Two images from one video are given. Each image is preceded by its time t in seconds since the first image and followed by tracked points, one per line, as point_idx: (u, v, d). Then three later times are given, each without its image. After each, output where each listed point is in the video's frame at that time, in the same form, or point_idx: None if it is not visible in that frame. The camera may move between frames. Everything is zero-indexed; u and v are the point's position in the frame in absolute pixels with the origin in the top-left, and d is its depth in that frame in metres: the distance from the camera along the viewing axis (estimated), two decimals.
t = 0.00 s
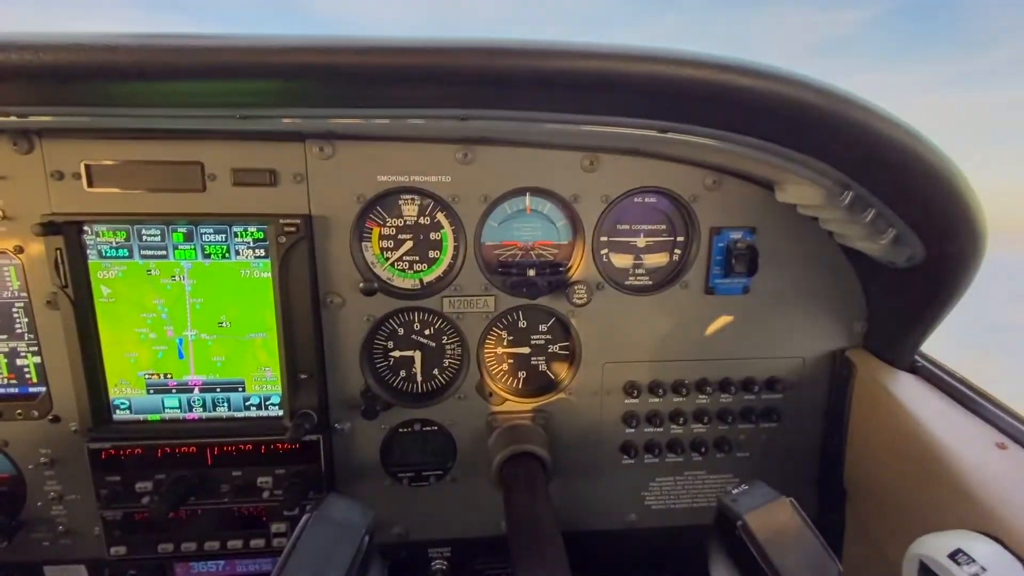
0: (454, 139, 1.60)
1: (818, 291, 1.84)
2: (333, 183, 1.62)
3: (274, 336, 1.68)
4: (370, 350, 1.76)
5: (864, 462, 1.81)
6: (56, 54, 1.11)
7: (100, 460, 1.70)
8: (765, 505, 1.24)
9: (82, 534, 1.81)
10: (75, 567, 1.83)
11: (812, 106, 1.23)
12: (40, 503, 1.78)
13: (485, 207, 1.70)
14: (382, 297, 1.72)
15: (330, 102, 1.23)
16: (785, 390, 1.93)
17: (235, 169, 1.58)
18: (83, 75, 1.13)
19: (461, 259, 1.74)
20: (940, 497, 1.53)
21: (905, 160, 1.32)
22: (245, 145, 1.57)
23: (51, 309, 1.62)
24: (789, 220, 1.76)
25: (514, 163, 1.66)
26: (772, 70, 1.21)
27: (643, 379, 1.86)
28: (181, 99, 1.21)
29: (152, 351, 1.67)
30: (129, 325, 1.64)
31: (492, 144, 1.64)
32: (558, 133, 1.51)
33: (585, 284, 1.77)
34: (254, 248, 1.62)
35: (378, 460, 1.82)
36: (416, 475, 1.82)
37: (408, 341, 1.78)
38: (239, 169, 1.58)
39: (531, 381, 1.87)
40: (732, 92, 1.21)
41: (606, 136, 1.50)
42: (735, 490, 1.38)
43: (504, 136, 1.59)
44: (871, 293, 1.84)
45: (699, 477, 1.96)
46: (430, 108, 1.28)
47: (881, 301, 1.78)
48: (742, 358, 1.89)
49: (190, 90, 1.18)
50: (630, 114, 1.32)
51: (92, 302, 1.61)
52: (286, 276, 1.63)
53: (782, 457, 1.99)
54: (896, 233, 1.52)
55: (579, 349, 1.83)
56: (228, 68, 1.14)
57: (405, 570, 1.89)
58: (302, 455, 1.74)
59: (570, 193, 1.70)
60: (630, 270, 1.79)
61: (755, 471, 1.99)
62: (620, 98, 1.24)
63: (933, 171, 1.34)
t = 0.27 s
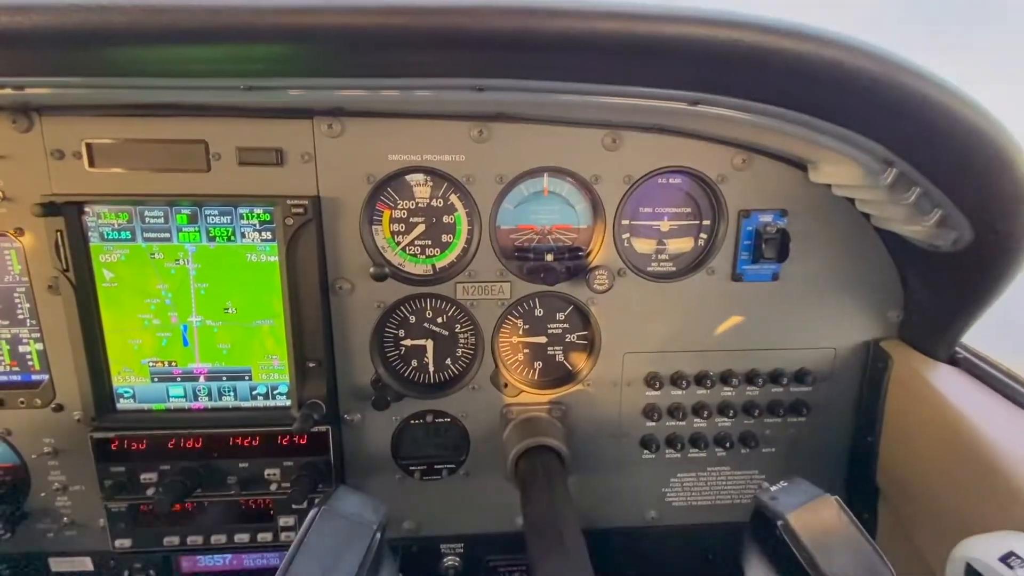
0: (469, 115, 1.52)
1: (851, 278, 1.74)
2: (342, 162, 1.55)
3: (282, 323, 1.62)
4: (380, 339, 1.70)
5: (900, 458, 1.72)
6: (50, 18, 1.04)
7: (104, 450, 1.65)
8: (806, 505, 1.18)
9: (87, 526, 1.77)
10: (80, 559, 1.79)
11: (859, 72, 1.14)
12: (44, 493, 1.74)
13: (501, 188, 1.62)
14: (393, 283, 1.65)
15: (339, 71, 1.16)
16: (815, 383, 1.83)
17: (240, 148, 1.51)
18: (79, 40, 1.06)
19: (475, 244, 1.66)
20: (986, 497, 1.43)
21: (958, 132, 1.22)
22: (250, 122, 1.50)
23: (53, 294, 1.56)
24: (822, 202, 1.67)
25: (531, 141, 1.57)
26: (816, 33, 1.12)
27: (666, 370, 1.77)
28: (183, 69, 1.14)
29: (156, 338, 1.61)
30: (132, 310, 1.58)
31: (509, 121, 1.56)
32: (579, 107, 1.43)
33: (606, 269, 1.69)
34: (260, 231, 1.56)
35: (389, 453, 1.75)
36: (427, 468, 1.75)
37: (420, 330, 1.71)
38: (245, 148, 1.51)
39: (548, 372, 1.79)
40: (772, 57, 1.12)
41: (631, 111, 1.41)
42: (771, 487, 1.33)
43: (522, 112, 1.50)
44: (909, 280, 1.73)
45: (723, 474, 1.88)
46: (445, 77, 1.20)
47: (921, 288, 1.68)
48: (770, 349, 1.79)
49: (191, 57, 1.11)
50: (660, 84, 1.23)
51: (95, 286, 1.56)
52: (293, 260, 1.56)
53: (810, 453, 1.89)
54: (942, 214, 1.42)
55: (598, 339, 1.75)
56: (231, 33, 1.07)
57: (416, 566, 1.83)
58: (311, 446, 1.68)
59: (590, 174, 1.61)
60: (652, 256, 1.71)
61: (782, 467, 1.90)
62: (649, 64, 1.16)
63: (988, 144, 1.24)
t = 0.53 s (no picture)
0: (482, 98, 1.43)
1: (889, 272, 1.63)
2: (347, 148, 1.46)
3: (284, 319, 1.54)
4: (388, 336, 1.61)
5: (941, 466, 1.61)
6: None
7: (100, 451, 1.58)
8: (855, 520, 1.19)
9: (85, 529, 1.70)
10: (77, 563, 1.73)
11: (914, 43, 1.03)
12: (40, 495, 1.68)
13: (516, 176, 1.52)
14: (401, 277, 1.56)
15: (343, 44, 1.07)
16: (848, 385, 1.72)
17: (240, 133, 1.43)
18: (63, 11, 0.98)
19: (487, 236, 1.56)
20: None
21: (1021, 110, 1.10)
22: (250, 106, 1.42)
23: (46, 287, 1.49)
24: (859, 191, 1.56)
25: (548, 126, 1.48)
26: None
27: (688, 370, 1.67)
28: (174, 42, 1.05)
29: (153, 334, 1.54)
30: (129, 305, 1.51)
31: (524, 104, 1.47)
32: (601, 88, 1.33)
33: (626, 263, 1.58)
34: (261, 222, 1.48)
35: (397, 456, 1.67)
36: (436, 472, 1.66)
37: (429, 327, 1.63)
38: (245, 133, 1.43)
39: (564, 372, 1.70)
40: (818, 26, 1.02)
41: (657, 91, 1.31)
42: (807, 496, 1.34)
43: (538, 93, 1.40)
44: (951, 275, 1.62)
45: (748, 480, 1.78)
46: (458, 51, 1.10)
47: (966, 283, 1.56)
48: (801, 348, 1.68)
49: (183, 30, 1.03)
50: (691, 59, 1.13)
51: (89, 280, 1.49)
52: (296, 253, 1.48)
53: (841, 459, 1.78)
54: (997, 202, 1.30)
55: (617, 337, 1.65)
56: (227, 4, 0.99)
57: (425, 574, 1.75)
58: (315, 448, 1.60)
59: (611, 161, 1.51)
60: (676, 249, 1.60)
61: (811, 473, 1.79)
62: (681, 36, 1.06)
63: None
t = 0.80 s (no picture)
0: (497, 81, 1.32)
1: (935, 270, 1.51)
2: (353, 136, 1.36)
3: (285, 319, 1.44)
4: (395, 337, 1.51)
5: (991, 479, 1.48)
6: None
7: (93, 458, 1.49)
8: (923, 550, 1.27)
9: (78, 538, 1.62)
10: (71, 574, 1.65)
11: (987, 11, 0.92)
12: (33, 502, 1.60)
13: (532, 166, 1.42)
14: (410, 275, 1.46)
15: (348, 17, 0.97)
16: (888, 391, 1.60)
17: (239, 121, 1.33)
18: None
19: (502, 231, 1.46)
20: None
21: None
22: (250, 91, 1.32)
23: (36, 285, 1.41)
24: (904, 182, 1.44)
25: (568, 111, 1.37)
26: None
27: (716, 375, 1.56)
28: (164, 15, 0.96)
29: (148, 335, 1.45)
30: (122, 304, 1.43)
31: (542, 88, 1.36)
32: (627, 69, 1.22)
33: (652, 260, 1.48)
34: (261, 215, 1.38)
35: (405, 464, 1.57)
36: (447, 482, 1.56)
37: (439, 327, 1.53)
38: (244, 121, 1.33)
39: (582, 376, 1.60)
40: None
41: (689, 72, 1.20)
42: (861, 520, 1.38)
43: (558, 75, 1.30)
44: (1003, 272, 1.50)
45: (778, 492, 1.66)
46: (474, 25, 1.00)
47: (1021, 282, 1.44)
48: (837, 352, 1.57)
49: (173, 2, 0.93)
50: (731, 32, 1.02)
51: (81, 277, 1.40)
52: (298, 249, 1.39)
53: (879, 470, 1.67)
54: None
55: (639, 339, 1.54)
56: None
57: None
58: (318, 456, 1.51)
59: (635, 149, 1.41)
60: (704, 245, 1.49)
61: (846, 485, 1.67)
62: (722, 5, 0.95)
63: None
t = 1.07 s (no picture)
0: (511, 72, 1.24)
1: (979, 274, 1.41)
2: (358, 131, 1.29)
3: (287, 324, 1.37)
4: (402, 343, 1.44)
5: None
6: None
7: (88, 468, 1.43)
8: None
9: (74, 550, 1.56)
10: None
11: None
12: (27, 513, 1.54)
13: (548, 163, 1.33)
14: (418, 277, 1.38)
15: None
16: (925, 403, 1.51)
17: (238, 115, 1.26)
18: None
19: (515, 231, 1.38)
20: None
21: None
22: (250, 83, 1.25)
23: (28, 287, 1.35)
24: (947, 180, 1.34)
25: (586, 104, 1.29)
26: None
27: (742, 385, 1.47)
28: None
29: (144, 340, 1.38)
30: (117, 308, 1.36)
31: (560, 79, 1.28)
32: (652, 56, 1.13)
33: (676, 263, 1.39)
34: (261, 215, 1.31)
35: (412, 477, 1.49)
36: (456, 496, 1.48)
37: (448, 333, 1.45)
38: (243, 115, 1.26)
39: (599, 385, 1.51)
40: None
41: (719, 59, 1.11)
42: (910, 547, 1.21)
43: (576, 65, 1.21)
44: None
45: (807, 508, 1.57)
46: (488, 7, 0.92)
47: None
48: (872, 361, 1.47)
49: None
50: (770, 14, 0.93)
51: (73, 279, 1.34)
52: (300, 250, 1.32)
53: (915, 486, 1.57)
54: None
55: (660, 346, 1.45)
56: None
57: None
58: (321, 468, 1.43)
59: (658, 144, 1.32)
60: (730, 247, 1.40)
61: (879, 502, 1.57)
62: None
63: None
